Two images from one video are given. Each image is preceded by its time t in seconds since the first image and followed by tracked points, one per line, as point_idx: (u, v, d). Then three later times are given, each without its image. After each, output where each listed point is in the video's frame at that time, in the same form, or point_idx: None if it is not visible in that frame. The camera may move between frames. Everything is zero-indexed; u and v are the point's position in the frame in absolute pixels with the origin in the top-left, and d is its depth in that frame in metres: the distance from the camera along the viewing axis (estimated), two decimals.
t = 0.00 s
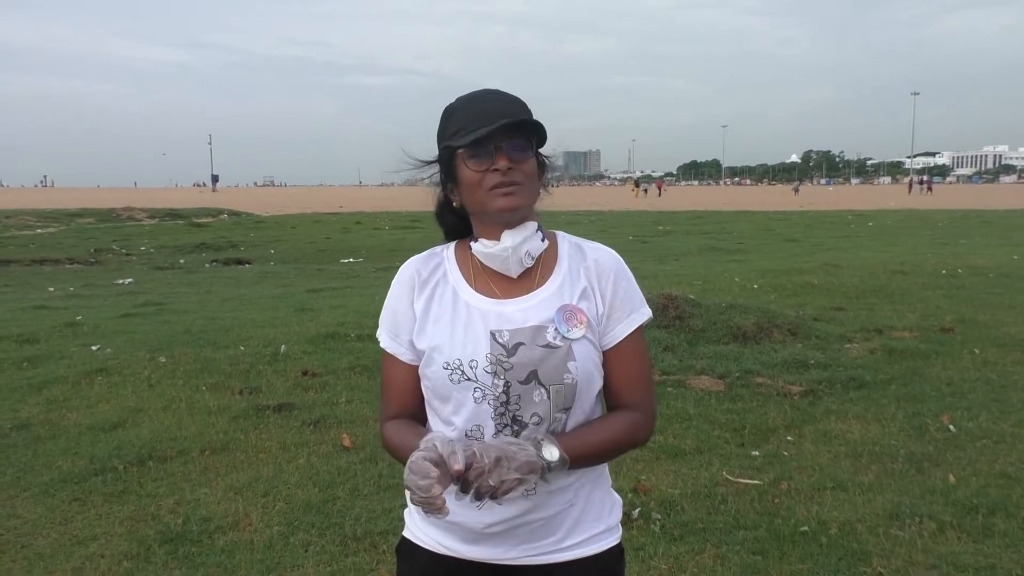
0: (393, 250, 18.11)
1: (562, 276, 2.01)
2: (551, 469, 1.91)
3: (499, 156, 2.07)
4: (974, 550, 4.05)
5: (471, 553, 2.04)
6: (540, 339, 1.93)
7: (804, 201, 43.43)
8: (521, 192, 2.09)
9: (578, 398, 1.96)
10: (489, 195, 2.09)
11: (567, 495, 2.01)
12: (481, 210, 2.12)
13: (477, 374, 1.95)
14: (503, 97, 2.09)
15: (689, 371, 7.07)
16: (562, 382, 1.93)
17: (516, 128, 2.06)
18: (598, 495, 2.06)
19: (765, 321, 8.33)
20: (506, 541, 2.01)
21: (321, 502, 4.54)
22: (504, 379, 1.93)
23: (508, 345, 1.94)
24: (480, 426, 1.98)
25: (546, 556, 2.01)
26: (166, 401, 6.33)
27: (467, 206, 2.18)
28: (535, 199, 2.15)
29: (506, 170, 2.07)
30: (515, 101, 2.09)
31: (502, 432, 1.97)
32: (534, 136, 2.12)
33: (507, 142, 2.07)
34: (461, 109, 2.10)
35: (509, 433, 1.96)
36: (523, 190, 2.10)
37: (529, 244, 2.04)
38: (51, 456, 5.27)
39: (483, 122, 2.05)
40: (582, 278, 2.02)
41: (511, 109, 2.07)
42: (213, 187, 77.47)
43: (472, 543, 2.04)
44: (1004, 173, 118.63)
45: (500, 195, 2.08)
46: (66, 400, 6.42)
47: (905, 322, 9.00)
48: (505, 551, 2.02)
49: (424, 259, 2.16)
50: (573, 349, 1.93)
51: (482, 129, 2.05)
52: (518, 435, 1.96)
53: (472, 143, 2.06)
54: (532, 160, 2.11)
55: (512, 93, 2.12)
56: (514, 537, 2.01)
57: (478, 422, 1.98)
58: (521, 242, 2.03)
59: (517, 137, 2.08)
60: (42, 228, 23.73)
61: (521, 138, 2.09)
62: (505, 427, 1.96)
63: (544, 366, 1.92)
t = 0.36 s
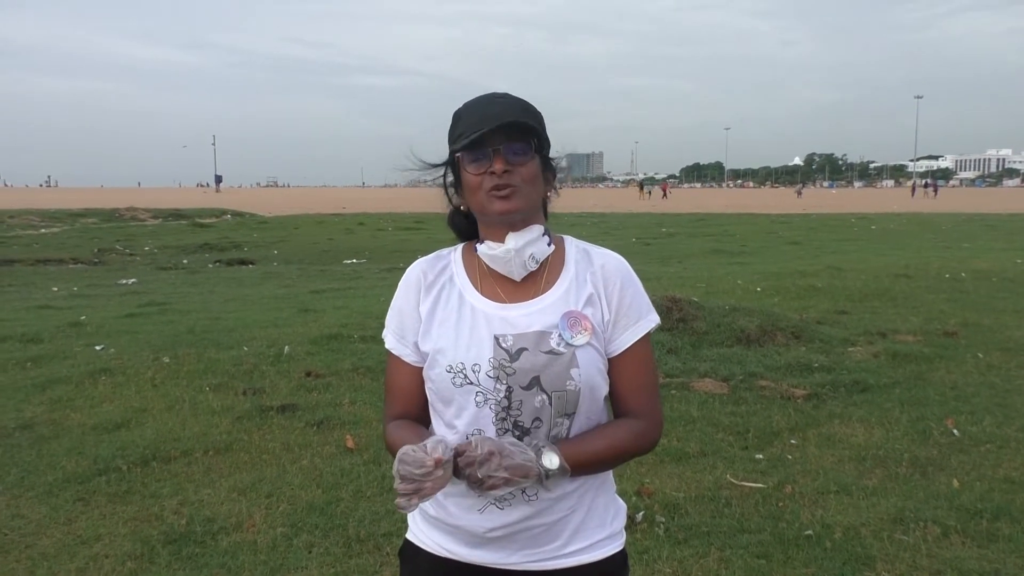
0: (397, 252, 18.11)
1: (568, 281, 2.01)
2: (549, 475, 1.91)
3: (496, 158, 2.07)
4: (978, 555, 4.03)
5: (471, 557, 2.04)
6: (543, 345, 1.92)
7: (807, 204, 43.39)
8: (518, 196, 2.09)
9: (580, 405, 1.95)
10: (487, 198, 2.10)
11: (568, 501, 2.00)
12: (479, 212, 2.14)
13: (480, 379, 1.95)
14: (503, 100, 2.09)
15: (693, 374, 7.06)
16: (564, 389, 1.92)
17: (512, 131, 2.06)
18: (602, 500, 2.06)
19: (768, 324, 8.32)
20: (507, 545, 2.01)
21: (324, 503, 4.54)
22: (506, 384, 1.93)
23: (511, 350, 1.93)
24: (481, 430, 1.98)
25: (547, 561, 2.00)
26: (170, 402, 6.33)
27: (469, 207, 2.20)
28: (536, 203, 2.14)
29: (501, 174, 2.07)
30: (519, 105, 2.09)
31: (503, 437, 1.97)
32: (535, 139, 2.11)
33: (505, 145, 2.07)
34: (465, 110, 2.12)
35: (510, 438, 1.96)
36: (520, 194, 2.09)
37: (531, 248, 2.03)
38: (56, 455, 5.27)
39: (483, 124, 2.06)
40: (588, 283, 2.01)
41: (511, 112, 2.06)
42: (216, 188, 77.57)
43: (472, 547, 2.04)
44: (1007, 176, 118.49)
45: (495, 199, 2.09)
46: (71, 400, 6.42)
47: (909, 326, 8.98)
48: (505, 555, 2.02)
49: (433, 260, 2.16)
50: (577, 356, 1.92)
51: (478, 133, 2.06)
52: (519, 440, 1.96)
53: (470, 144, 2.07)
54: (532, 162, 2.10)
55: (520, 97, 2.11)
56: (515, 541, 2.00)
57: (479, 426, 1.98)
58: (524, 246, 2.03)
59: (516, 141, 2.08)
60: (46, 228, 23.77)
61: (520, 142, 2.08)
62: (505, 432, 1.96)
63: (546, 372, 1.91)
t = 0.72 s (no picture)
0: (400, 253, 18.12)
1: (575, 284, 2.01)
2: (575, 488, 1.90)
3: (483, 174, 2.09)
4: (985, 551, 4.03)
5: (472, 554, 2.05)
6: (546, 346, 1.93)
7: (810, 201, 43.31)
8: (505, 212, 2.09)
9: (583, 408, 1.95)
10: (477, 210, 2.13)
11: (571, 504, 2.00)
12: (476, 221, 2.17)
13: (482, 376, 1.96)
14: (498, 109, 2.06)
15: (697, 372, 7.06)
16: (565, 390, 1.93)
17: (496, 148, 2.04)
18: (607, 503, 2.06)
19: (772, 321, 8.31)
20: (507, 544, 2.01)
21: (330, 504, 4.55)
22: (507, 382, 1.94)
23: (514, 349, 1.94)
24: (481, 429, 1.99)
25: (548, 561, 2.00)
26: (175, 404, 6.35)
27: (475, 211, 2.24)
28: (532, 217, 2.11)
29: (486, 189, 2.09)
30: (512, 118, 2.05)
31: (504, 436, 1.97)
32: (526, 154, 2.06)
33: (493, 160, 2.07)
34: (469, 116, 2.14)
35: (511, 437, 1.97)
36: (507, 210, 2.09)
37: (537, 253, 2.03)
38: (62, 459, 5.29)
39: (473, 139, 2.08)
40: (596, 287, 2.01)
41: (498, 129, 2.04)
42: (218, 191, 77.63)
43: (473, 544, 2.05)
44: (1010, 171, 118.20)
45: (483, 213, 2.11)
46: (76, 403, 6.44)
47: (913, 322, 8.96)
48: (506, 554, 2.02)
49: (444, 257, 2.17)
50: (579, 359, 1.92)
51: (466, 148, 2.08)
52: (519, 440, 1.96)
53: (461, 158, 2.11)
54: (521, 176, 2.07)
55: (517, 106, 2.05)
56: (515, 541, 2.01)
57: (479, 424, 1.99)
58: (529, 251, 2.03)
59: (505, 156, 2.06)
60: (50, 232, 23.83)
61: (509, 157, 2.06)
62: (506, 431, 1.97)
63: (547, 373, 1.92)
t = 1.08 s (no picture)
0: (399, 253, 18.13)
1: (576, 287, 2.01)
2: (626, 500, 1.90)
3: (494, 167, 2.09)
4: (984, 549, 4.04)
5: (470, 555, 2.05)
6: (544, 348, 1.93)
7: (810, 200, 43.33)
8: (514, 206, 2.09)
9: (583, 411, 1.95)
10: (484, 204, 2.12)
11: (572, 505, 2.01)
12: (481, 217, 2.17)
13: (480, 377, 1.97)
14: (511, 104, 2.08)
15: (696, 371, 7.07)
16: (564, 393, 1.93)
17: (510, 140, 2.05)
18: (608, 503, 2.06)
19: (771, 320, 8.32)
20: (507, 546, 2.02)
21: (330, 504, 4.55)
22: (505, 384, 1.95)
23: (512, 351, 1.95)
24: (479, 430, 2.00)
25: (548, 561, 2.01)
26: (175, 405, 6.35)
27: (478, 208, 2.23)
28: (539, 213, 2.12)
29: (497, 182, 2.08)
30: (526, 113, 2.07)
31: (502, 437, 1.98)
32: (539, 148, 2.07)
33: (504, 153, 2.07)
34: (479, 112, 2.15)
35: (509, 439, 1.97)
36: (516, 204, 2.09)
37: (538, 254, 2.04)
38: (62, 460, 5.29)
39: (485, 131, 2.08)
40: (598, 290, 2.02)
41: (513, 122, 2.05)
42: (218, 192, 77.63)
43: (472, 546, 2.05)
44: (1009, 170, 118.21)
45: (491, 207, 2.11)
46: (76, 405, 6.44)
47: (912, 321, 8.97)
48: (506, 555, 2.03)
49: (446, 258, 2.18)
50: (578, 361, 1.93)
51: (477, 139, 2.09)
52: (517, 443, 1.97)
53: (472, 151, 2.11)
54: (532, 171, 2.07)
55: (530, 103, 2.08)
56: (515, 542, 2.01)
57: (477, 425, 1.99)
58: (530, 252, 2.03)
59: (517, 150, 2.07)
60: (49, 234, 23.84)
61: (521, 152, 2.07)
62: (504, 433, 1.97)
63: (546, 375, 1.93)
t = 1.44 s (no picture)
0: (395, 254, 18.13)
1: (570, 285, 2.01)
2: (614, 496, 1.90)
3: (500, 154, 2.09)
4: (980, 544, 4.05)
5: (464, 554, 2.06)
6: (539, 345, 1.94)
7: (805, 197, 43.39)
8: (520, 194, 2.10)
9: (578, 408, 1.95)
10: (488, 193, 2.12)
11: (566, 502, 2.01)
12: (482, 206, 2.16)
13: (475, 375, 1.96)
14: (515, 95, 2.10)
15: (693, 370, 7.07)
16: (558, 390, 1.94)
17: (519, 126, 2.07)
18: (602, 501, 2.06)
19: (767, 318, 8.34)
20: (502, 544, 2.02)
21: (327, 506, 4.55)
22: (501, 381, 1.94)
23: (508, 348, 1.95)
24: (474, 427, 1.99)
25: (542, 561, 2.01)
26: (171, 408, 6.34)
27: (474, 200, 2.22)
28: (540, 202, 2.14)
29: (504, 169, 2.09)
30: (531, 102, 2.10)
31: (497, 434, 1.98)
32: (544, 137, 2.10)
33: (510, 140, 2.08)
34: (478, 104, 2.15)
35: (503, 436, 1.98)
36: (522, 192, 2.10)
37: (535, 250, 2.04)
38: (58, 465, 5.28)
39: (491, 117, 2.08)
40: (592, 288, 2.02)
41: (521, 109, 2.07)
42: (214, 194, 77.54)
43: (465, 544, 2.05)
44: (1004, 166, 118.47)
45: (497, 194, 2.11)
46: (72, 409, 6.43)
47: (908, 318, 8.99)
48: (500, 554, 2.03)
49: (441, 258, 2.17)
50: (573, 359, 1.93)
51: (484, 125, 2.08)
52: (511, 439, 1.97)
53: (476, 138, 2.10)
54: (537, 160, 2.10)
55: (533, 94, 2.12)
56: (509, 540, 2.02)
57: (472, 422, 1.99)
58: (527, 248, 2.04)
59: (523, 138, 2.09)
60: (44, 237, 23.80)
61: (528, 140, 2.09)
62: (499, 430, 1.98)
63: (541, 372, 1.93)
